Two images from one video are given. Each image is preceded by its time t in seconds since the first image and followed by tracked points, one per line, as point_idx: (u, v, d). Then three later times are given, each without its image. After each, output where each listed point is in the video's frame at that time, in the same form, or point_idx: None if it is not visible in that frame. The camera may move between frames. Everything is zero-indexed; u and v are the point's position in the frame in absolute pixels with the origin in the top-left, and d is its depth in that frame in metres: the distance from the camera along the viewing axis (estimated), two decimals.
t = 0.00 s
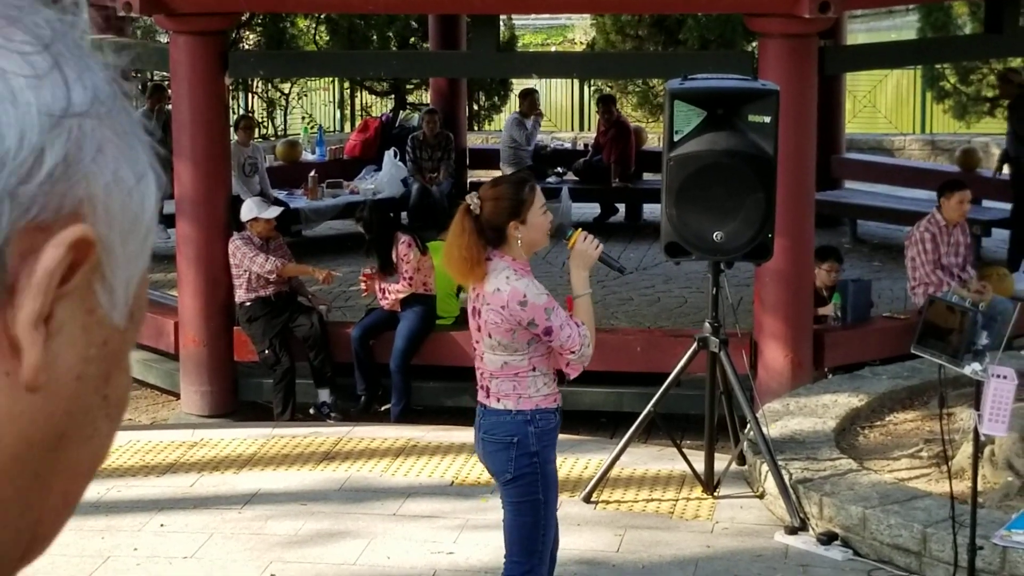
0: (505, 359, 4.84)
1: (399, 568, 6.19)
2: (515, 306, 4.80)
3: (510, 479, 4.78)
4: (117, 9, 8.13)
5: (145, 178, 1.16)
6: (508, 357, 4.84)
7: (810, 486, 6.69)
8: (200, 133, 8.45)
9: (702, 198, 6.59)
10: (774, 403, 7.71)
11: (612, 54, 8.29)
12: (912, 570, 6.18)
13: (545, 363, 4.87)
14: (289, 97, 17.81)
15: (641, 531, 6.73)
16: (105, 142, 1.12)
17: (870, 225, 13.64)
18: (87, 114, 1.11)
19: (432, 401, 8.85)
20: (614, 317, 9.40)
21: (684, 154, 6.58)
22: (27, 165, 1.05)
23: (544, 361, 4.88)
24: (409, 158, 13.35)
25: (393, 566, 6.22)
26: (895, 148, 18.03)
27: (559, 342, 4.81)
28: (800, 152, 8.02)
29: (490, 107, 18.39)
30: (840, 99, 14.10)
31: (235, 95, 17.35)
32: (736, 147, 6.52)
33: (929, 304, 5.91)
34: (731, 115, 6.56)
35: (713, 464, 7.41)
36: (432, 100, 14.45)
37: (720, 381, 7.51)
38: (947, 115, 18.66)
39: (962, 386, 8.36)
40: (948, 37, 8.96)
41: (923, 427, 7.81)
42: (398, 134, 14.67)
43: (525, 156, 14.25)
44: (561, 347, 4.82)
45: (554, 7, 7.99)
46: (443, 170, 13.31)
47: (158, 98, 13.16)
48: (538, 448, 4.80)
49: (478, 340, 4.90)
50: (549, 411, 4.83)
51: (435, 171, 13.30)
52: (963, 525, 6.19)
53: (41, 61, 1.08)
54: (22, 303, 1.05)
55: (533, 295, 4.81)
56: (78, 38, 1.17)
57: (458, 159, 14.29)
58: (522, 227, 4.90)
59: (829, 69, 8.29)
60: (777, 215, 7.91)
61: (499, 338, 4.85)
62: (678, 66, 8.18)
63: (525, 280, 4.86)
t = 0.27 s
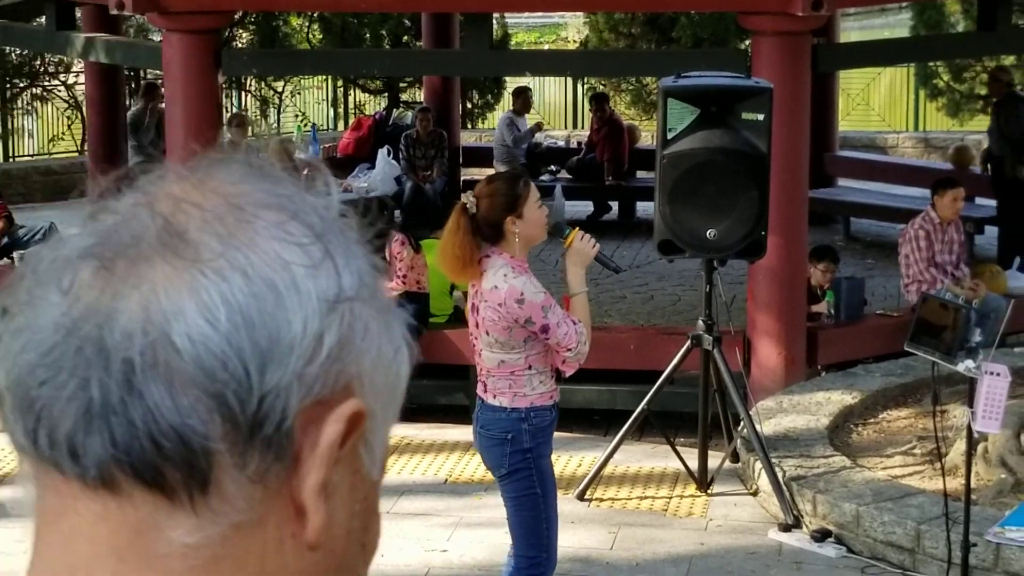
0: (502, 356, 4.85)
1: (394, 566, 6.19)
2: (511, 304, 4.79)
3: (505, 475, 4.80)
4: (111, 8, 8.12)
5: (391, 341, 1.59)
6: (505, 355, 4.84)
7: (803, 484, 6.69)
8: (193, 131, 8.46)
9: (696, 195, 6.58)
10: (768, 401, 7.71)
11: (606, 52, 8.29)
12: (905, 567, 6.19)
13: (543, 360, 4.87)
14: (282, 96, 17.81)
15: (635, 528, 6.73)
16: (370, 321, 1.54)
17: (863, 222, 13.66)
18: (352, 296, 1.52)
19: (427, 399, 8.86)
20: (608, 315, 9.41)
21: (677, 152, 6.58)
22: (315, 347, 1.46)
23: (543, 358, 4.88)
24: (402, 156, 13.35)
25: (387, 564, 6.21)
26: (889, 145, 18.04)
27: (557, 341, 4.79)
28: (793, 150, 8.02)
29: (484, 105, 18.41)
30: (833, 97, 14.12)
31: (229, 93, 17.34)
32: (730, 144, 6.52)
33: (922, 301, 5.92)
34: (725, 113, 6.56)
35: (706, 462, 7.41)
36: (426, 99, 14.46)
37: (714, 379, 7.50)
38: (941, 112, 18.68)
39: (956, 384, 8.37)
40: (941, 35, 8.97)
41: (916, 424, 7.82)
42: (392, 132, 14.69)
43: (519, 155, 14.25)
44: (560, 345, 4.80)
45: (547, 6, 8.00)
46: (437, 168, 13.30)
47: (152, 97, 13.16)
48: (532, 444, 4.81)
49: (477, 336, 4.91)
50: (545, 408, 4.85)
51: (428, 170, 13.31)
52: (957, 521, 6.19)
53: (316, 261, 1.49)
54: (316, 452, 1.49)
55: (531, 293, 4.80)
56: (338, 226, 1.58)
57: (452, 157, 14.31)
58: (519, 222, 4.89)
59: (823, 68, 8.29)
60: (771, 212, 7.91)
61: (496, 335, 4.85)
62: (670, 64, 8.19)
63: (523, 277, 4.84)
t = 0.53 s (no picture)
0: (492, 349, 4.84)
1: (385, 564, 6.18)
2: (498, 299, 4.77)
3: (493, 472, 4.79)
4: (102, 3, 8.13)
5: (618, 391, 1.61)
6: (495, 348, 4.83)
7: (795, 482, 6.68)
8: (186, 127, 8.45)
9: (688, 193, 6.58)
10: (759, 400, 7.71)
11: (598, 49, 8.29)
12: (896, 565, 6.19)
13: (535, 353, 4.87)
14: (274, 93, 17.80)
15: (625, 526, 6.73)
16: (596, 367, 1.56)
17: (856, 220, 13.67)
18: (585, 348, 1.55)
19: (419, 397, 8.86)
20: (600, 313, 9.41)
21: (670, 150, 6.58)
22: (546, 392, 1.51)
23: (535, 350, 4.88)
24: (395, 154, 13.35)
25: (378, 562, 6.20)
26: (881, 143, 18.06)
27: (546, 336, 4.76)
28: (786, 147, 8.02)
29: (476, 103, 18.41)
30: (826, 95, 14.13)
31: (221, 90, 17.33)
32: (722, 142, 6.52)
33: (915, 299, 5.92)
34: (717, 111, 6.53)
35: (697, 460, 7.41)
36: (419, 96, 14.45)
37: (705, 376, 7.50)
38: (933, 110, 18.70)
39: (948, 381, 8.38)
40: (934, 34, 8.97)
41: (909, 422, 7.83)
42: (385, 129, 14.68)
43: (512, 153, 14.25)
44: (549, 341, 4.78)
45: (539, 3, 8.00)
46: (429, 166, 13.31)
47: (145, 94, 13.16)
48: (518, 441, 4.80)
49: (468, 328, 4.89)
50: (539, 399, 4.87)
51: (421, 167, 13.31)
52: (948, 519, 6.19)
53: (552, 309, 1.53)
54: (536, 487, 1.54)
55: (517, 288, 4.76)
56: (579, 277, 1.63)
57: (445, 155, 14.32)
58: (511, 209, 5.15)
59: (815, 65, 8.30)
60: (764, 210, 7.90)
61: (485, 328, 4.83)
62: (662, 61, 8.20)
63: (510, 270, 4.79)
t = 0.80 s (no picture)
0: (490, 337, 5.41)
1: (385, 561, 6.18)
2: (491, 285, 5.28)
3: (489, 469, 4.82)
4: (100, 1, 8.15)
5: None
6: (492, 336, 5.40)
7: (795, 478, 6.68)
8: (185, 125, 8.45)
9: (687, 190, 6.57)
10: (759, 396, 7.71)
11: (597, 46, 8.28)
12: (895, 561, 6.19)
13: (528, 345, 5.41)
14: (273, 90, 17.79)
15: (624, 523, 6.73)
16: (628, 558, 2.35)
17: (854, 217, 13.67)
18: (624, 541, 2.33)
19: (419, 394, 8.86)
20: (599, 310, 9.41)
21: (669, 147, 6.56)
22: None
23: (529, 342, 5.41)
24: (394, 151, 13.35)
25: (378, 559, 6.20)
26: (880, 140, 18.06)
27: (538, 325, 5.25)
28: (784, 144, 8.01)
29: (475, 100, 18.40)
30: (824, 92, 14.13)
31: (219, 87, 17.32)
32: (722, 139, 6.51)
33: (914, 295, 5.91)
34: (716, 107, 6.52)
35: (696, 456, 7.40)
36: (418, 93, 14.45)
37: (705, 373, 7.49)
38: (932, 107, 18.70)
39: (947, 378, 8.38)
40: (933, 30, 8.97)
41: (908, 419, 7.83)
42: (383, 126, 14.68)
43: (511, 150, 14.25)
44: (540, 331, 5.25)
45: None
46: (428, 163, 13.30)
47: (143, 91, 13.15)
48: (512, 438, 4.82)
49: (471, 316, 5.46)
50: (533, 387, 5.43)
51: (420, 164, 13.30)
52: (947, 516, 6.19)
53: (595, 510, 2.30)
54: None
55: (509, 276, 5.25)
56: (619, 475, 2.40)
57: (443, 152, 14.32)
58: (513, 203, 5.25)
59: (813, 62, 8.30)
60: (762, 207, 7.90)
61: (483, 316, 5.38)
62: (661, 58, 8.20)
63: (506, 261, 5.27)
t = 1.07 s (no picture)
0: (483, 336, 4.86)
1: (386, 553, 6.18)
2: (485, 279, 4.78)
3: (488, 464, 4.83)
4: None
5: (783, 546, 2.29)
6: (485, 335, 4.85)
7: (795, 470, 6.68)
8: (185, 116, 8.45)
9: (688, 183, 6.56)
10: (760, 388, 7.71)
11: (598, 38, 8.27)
12: (896, 554, 6.20)
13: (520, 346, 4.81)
14: (274, 82, 17.78)
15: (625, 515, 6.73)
16: (760, 527, 2.26)
17: (854, 210, 13.67)
18: (748, 515, 2.24)
19: (420, 386, 8.86)
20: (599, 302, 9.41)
21: (670, 139, 6.56)
22: (719, 553, 2.21)
23: (524, 344, 4.81)
24: (394, 143, 13.34)
25: (379, 551, 6.20)
26: (881, 132, 18.05)
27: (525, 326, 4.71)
28: (785, 136, 8.00)
29: (475, 92, 18.40)
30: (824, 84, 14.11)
31: (220, 79, 17.32)
32: (723, 131, 6.51)
33: (915, 288, 5.91)
34: (716, 99, 6.55)
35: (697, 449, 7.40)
36: (418, 86, 14.44)
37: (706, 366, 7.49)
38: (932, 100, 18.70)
39: (948, 370, 8.38)
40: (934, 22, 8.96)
41: (909, 411, 7.82)
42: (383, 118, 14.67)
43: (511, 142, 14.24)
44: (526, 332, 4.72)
45: None
46: (429, 155, 13.30)
47: (144, 83, 13.14)
48: (509, 433, 4.80)
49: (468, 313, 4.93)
50: (525, 395, 4.80)
51: (421, 156, 13.30)
52: (948, 508, 6.19)
53: (717, 485, 2.23)
54: None
55: (503, 272, 4.75)
56: (740, 457, 2.31)
57: (444, 144, 14.31)
58: (518, 201, 4.79)
59: (814, 54, 8.30)
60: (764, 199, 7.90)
61: (478, 312, 4.85)
62: (661, 50, 8.18)
63: (502, 255, 4.78)
